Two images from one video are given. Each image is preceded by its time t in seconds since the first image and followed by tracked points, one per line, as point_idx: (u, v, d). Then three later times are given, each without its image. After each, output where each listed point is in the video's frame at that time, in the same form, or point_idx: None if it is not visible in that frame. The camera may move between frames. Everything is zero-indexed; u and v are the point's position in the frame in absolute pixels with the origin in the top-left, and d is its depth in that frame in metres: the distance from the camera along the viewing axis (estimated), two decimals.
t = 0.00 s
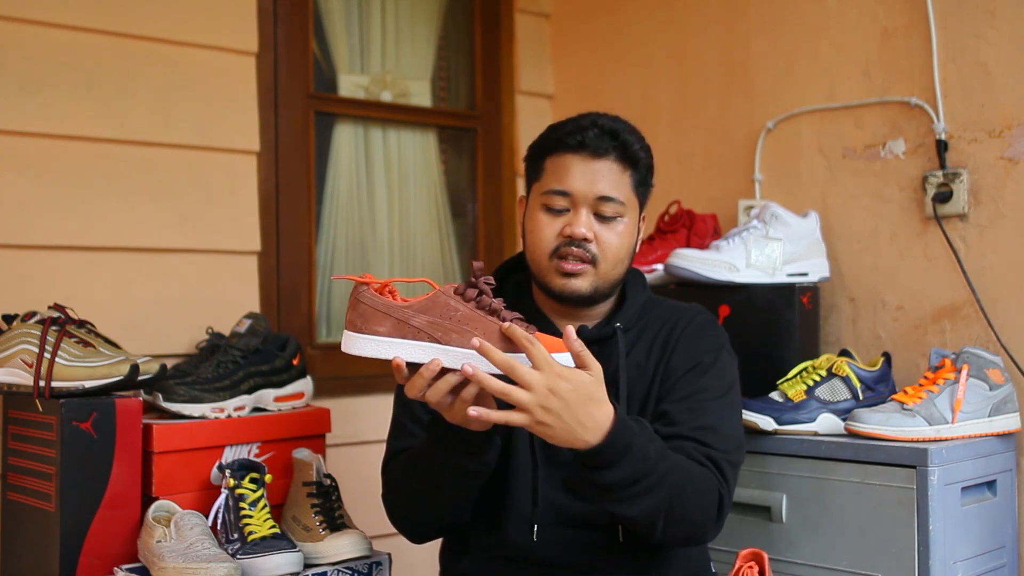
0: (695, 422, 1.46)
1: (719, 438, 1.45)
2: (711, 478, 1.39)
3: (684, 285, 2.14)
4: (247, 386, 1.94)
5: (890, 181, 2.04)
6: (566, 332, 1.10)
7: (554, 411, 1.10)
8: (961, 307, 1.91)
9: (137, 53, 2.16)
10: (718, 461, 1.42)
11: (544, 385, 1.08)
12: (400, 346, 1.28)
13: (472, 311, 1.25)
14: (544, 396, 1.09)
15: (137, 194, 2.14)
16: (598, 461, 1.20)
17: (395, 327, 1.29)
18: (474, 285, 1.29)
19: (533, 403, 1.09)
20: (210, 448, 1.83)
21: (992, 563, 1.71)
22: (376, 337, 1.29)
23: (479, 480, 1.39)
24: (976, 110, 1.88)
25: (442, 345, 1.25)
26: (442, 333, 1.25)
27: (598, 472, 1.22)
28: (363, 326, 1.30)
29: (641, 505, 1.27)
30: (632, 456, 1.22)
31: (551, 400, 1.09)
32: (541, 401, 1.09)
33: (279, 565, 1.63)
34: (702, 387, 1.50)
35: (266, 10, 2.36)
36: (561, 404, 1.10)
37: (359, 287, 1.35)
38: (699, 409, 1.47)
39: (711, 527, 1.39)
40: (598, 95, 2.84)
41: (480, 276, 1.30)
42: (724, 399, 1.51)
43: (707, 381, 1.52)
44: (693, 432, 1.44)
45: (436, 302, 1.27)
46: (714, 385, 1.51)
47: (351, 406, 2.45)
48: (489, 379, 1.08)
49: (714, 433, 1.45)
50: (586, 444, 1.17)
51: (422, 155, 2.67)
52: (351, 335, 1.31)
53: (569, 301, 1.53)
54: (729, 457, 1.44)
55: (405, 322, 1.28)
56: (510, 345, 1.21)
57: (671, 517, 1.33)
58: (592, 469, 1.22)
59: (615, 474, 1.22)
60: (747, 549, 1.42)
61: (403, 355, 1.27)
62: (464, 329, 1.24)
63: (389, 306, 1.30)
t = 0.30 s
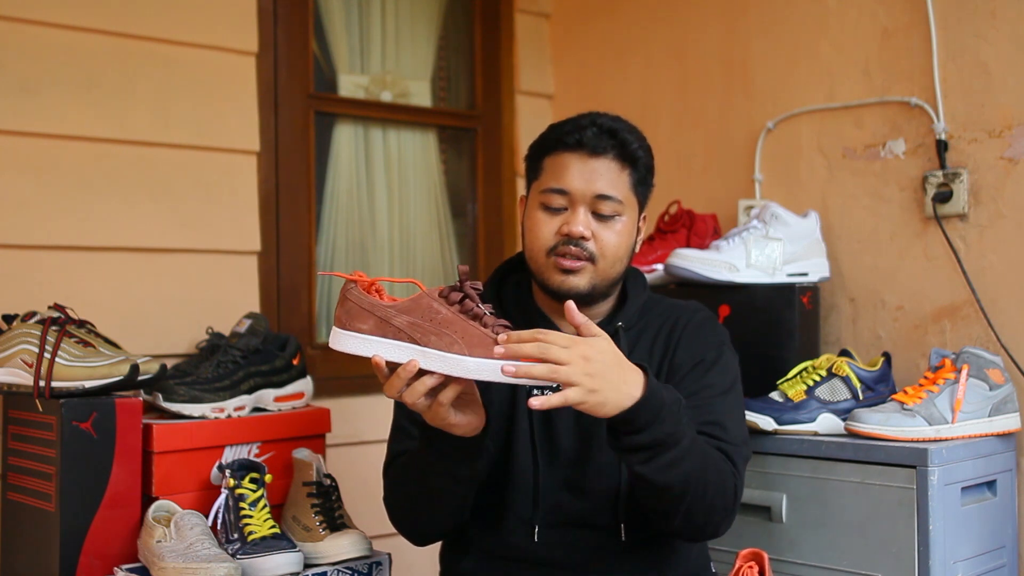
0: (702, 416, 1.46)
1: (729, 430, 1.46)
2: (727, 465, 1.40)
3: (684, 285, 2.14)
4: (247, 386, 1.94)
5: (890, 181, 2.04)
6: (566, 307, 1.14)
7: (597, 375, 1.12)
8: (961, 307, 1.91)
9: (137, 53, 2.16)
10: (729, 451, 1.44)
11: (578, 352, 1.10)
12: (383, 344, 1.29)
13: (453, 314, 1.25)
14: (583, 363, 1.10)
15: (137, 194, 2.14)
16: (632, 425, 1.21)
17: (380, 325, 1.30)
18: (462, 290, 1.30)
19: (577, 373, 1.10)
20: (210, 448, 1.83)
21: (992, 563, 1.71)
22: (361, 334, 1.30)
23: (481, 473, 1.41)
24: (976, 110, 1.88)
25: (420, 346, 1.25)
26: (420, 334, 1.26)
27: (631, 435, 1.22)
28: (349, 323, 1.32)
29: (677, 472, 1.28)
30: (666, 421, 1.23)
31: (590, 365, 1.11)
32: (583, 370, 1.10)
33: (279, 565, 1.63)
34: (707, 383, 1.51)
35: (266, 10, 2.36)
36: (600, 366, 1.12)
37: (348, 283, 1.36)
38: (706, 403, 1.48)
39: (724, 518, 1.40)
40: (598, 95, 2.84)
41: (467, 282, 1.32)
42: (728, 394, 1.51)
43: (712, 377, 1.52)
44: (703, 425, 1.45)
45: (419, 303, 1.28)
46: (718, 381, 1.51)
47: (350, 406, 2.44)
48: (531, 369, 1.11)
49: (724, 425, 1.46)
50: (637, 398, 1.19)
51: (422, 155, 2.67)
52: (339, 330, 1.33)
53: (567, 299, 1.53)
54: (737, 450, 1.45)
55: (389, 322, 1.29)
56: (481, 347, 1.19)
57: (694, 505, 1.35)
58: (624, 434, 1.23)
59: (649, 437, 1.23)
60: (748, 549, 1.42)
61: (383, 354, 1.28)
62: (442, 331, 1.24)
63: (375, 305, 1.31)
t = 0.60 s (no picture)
0: (706, 416, 1.47)
1: (732, 429, 1.46)
2: (731, 463, 1.41)
3: (684, 285, 2.14)
4: (248, 386, 1.94)
5: (890, 181, 2.04)
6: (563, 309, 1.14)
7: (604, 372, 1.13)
8: (961, 307, 1.91)
9: (137, 53, 2.16)
10: (734, 449, 1.44)
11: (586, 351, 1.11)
12: (385, 341, 1.29)
13: (454, 313, 1.25)
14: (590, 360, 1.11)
15: (137, 194, 2.14)
16: (637, 420, 1.21)
17: (382, 322, 1.30)
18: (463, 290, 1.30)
19: (586, 372, 1.11)
20: (210, 448, 1.83)
21: (992, 563, 1.71)
22: (363, 330, 1.31)
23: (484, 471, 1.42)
24: (976, 110, 1.88)
25: (420, 344, 1.25)
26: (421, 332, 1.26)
27: (636, 428, 1.23)
28: (352, 318, 1.33)
29: (681, 465, 1.28)
30: (671, 414, 1.23)
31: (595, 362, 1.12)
32: (590, 368, 1.11)
33: (279, 565, 1.63)
34: (710, 382, 1.51)
35: (266, 10, 2.36)
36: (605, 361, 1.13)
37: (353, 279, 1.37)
38: (709, 404, 1.48)
39: (728, 517, 1.40)
40: (598, 95, 2.84)
41: (470, 281, 1.31)
42: (730, 393, 1.51)
43: (715, 376, 1.52)
44: (706, 425, 1.45)
45: (421, 301, 1.28)
46: (720, 381, 1.52)
47: (350, 406, 2.44)
48: (542, 373, 1.09)
49: (728, 424, 1.46)
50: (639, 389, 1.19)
51: (422, 155, 2.67)
52: (342, 325, 1.34)
53: (571, 299, 1.53)
54: (741, 449, 1.46)
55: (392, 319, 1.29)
56: (478, 347, 1.19)
57: (699, 503, 1.35)
58: (629, 428, 1.23)
59: (654, 430, 1.23)
60: (747, 549, 1.42)
61: (385, 351, 1.28)
62: (442, 329, 1.24)
63: (379, 302, 1.31)
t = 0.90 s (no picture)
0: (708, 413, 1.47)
1: (735, 426, 1.47)
2: (734, 460, 1.41)
3: (684, 285, 2.14)
4: (248, 386, 1.94)
5: (890, 181, 2.04)
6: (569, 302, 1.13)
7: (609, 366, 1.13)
8: (961, 307, 1.91)
9: (137, 53, 2.16)
10: (735, 446, 1.45)
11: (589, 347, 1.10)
12: (397, 340, 1.28)
13: (467, 309, 1.24)
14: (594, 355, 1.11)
15: (137, 194, 2.14)
16: (644, 415, 1.22)
17: (393, 321, 1.29)
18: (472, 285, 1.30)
19: (590, 367, 1.10)
20: (210, 448, 1.83)
21: (992, 563, 1.71)
22: (374, 330, 1.30)
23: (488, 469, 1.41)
24: (976, 110, 1.88)
25: (435, 341, 1.25)
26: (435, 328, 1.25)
27: (642, 424, 1.23)
28: (360, 319, 1.31)
29: (685, 462, 1.28)
30: (678, 409, 1.24)
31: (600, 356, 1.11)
32: (594, 363, 1.10)
33: (279, 565, 1.63)
34: (712, 380, 1.51)
35: (266, 10, 2.36)
36: (610, 355, 1.13)
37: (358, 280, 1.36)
38: (712, 400, 1.48)
39: (730, 514, 1.41)
40: (598, 95, 2.84)
41: (479, 276, 1.31)
42: (733, 391, 1.51)
43: (717, 375, 1.52)
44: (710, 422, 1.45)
45: (433, 298, 1.27)
46: (723, 378, 1.52)
47: (350, 406, 2.44)
48: (544, 368, 1.09)
49: (730, 421, 1.46)
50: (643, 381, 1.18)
51: (423, 155, 2.67)
52: (349, 327, 1.32)
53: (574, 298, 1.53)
54: (743, 446, 1.46)
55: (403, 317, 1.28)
56: (495, 339, 1.19)
57: (703, 500, 1.36)
58: (635, 423, 1.23)
59: (660, 426, 1.23)
60: (748, 549, 1.42)
61: (398, 349, 1.27)
62: (458, 324, 1.24)
63: (388, 301, 1.30)
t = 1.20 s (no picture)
0: (703, 415, 1.46)
1: (728, 429, 1.46)
2: (721, 469, 1.40)
3: (684, 285, 2.14)
4: (248, 386, 1.94)
5: (890, 181, 2.04)
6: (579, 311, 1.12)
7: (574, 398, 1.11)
8: (961, 307, 1.91)
9: (136, 53, 2.16)
10: (727, 452, 1.44)
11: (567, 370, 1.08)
12: (446, 336, 1.23)
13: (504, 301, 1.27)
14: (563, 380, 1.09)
15: (138, 194, 2.14)
16: (615, 440, 1.22)
17: (438, 317, 1.23)
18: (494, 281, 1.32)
19: (558, 381, 1.09)
20: (210, 448, 1.83)
21: (992, 563, 1.71)
22: (420, 329, 1.23)
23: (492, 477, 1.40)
24: (976, 110, 1.88)
25: (488, 331, 1.23)
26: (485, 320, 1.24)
27: (613, 452, 1.23)
28: (400, 319, 1.23)
29: (653, 487, 1.28)
30: (648, 435, 1.24)
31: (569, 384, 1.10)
32: (567, 378, 1.09)
33: (279, 565, 1.63)
34: (710, 381, 1.51)
35: (266, 10, 2.36)
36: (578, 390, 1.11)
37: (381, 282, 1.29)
38: (708, 402, 1.48)
39: (720, 521, 1.40)
40: (598, 95, 2.84)
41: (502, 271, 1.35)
42: (729, 393, 1.51)
43: (714, 376, 1.52)
44: (702, 426, 1.45)
45: (473, 295, 1.26)
46: (721, 379, 1.51)
47: (351, 406, 2.44)
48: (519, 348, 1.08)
49: (724, 424, 1.46)
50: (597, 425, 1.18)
51: (423, 155, 2.67)
52: (387, 328, 1.24)
53: (575, 295, 1.52)
54: (735, 451, 1.45)
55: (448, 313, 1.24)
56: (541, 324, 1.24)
57: (686, 511, 1.34)
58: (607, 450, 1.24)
59: (631, 451, 1.23)
60: (747, 550, 1.42)
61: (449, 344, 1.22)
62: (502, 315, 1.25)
63: (427, 300, 1.25)
